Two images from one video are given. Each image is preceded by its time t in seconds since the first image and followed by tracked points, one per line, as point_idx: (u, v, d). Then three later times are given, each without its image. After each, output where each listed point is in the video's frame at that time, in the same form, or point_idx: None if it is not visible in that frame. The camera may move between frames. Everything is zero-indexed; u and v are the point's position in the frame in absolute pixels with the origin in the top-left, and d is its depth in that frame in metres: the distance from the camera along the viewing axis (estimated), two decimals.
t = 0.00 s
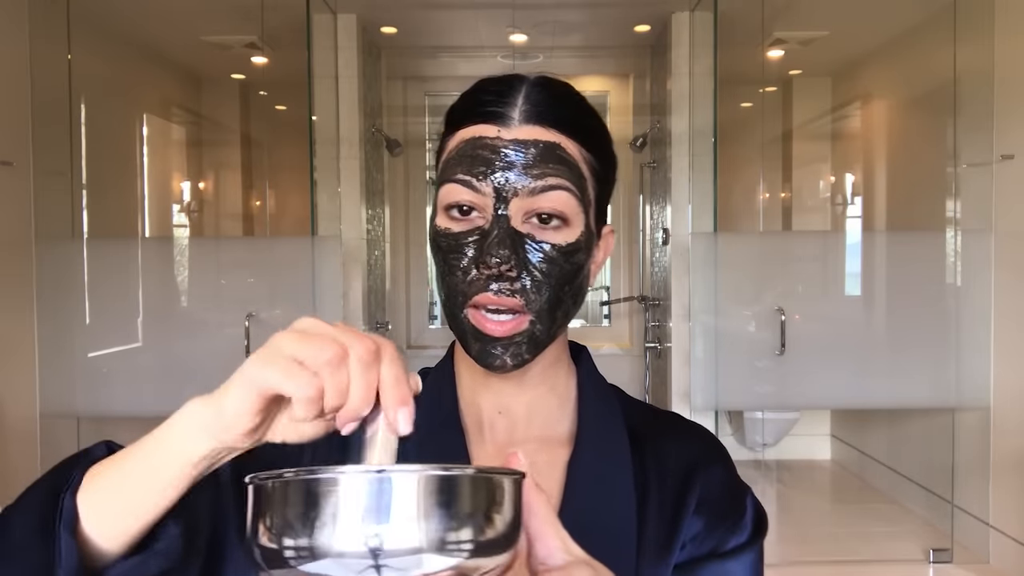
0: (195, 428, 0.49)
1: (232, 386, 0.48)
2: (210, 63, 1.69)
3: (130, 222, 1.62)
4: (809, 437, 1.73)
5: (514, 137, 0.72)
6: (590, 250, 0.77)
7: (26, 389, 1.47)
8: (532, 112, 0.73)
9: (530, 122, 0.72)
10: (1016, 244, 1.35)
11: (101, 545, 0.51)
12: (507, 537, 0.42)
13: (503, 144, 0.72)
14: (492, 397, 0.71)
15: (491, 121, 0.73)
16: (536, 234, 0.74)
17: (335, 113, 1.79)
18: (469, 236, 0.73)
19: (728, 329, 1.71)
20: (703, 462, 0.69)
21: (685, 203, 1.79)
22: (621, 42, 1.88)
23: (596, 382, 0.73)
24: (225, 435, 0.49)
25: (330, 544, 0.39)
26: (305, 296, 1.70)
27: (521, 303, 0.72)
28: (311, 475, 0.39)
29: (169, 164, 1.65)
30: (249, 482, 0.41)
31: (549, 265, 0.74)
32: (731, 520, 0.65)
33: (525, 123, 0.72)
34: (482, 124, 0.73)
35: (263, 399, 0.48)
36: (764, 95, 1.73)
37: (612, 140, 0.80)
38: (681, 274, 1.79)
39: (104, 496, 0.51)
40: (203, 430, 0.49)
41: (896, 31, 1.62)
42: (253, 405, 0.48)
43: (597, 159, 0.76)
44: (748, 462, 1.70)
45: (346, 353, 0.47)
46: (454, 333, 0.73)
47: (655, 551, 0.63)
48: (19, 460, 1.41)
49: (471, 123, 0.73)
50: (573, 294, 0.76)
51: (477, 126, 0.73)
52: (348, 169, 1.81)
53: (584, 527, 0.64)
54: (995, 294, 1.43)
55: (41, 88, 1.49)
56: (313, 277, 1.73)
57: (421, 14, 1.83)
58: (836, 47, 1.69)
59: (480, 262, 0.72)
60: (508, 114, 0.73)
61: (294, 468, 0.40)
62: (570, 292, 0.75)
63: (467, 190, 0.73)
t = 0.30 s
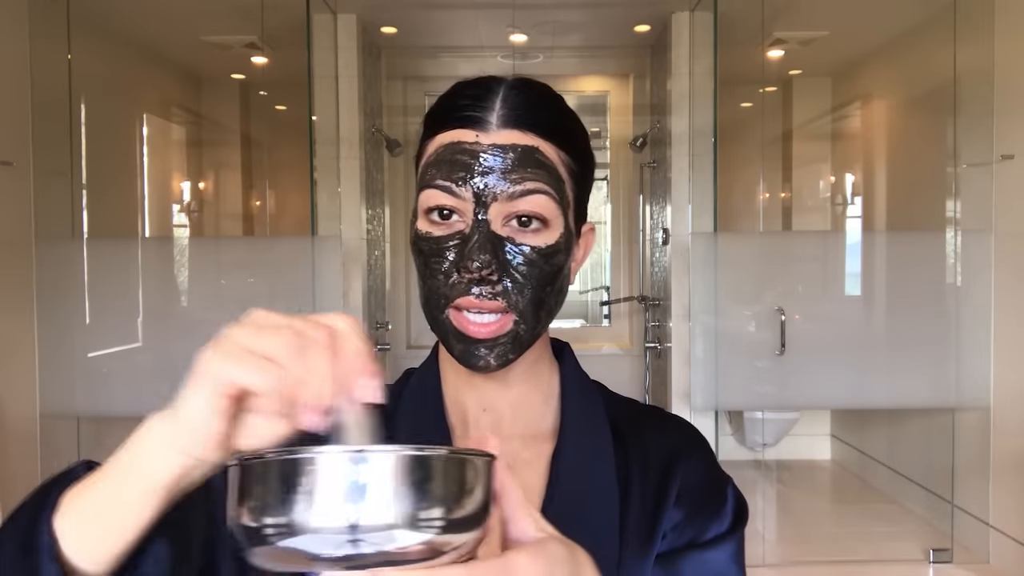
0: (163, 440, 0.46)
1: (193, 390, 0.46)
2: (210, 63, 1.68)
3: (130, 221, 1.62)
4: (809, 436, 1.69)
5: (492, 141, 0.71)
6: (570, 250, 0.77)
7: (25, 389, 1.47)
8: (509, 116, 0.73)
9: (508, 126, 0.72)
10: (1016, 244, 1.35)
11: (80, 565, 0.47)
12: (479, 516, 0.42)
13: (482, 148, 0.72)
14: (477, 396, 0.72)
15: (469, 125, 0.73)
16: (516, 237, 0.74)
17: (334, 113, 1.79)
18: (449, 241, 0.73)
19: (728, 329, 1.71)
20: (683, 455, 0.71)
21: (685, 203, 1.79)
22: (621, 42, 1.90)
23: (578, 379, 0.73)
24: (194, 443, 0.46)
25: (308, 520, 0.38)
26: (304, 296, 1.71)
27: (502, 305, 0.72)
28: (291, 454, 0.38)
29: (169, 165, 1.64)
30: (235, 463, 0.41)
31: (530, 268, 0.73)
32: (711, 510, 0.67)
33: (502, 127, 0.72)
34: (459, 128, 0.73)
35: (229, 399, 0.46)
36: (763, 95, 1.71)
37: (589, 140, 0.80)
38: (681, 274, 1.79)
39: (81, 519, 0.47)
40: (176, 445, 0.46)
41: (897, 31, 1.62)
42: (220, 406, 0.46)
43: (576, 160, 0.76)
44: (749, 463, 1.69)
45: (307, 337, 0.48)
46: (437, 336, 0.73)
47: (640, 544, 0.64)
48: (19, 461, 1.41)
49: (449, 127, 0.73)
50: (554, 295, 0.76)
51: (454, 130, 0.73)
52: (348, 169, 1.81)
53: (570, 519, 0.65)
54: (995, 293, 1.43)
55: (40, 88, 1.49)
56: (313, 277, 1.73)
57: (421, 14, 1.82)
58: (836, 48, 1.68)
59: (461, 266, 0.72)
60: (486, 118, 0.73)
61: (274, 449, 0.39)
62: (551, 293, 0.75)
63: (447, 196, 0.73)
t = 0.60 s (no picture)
0: (155, 442, 0.47)
1: (187, 389, 0.47)
2: (210, 63, 1.68)
3: (130, 221, 1.62)
4: (809, 436, 1.69)
5: (478, 141, 0.72)
6: (556, 250, 0.77)
7: (26, 389, 1.47)
8: (495, 116, 0.73)
9: (494, 126, 0.72)
10: (1015, 244, 1.36)
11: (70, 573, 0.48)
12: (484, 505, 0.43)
13: (469, 148, 0.72)
14: (463, 394, 0.72)
15: (455, 125, 0.73)
16: (502, 238, 0.73)
17: (334, 113, 1.79)
18: (436, 239, 0.73)
19: (728, 329, 1.71)
20: (669, 452, 0.73)
21: (685, 203, 1.79)
22: (621, 42, 1.90)
23: (565, 378, 0.74)
24: (187, 443, 0.48)
25: (314, 509, 0.39)
26: (304, 296, 1.71)
27: (488, 302, 0.72)
28: (292, 445, 0.40)
29: (169, 165, 1.64)
30: (235, 465, 0.41)
31: (516, 266, 0.73)
32: (697, 506, 0.69)
33: (489, 127, 0.73)
34: (446, 128, 0.73)
35: (226, 396, 0.48)
36: (763, 95, 1.71)
37: (575, 141, 0.81)
38: (681, 274, 1.78)
39: (73, 526, 0.48)
40: (169, 441, 0.47)
41: (896, 31, 1.62)
42: (216, 404, 0.48)
43: (561, 162, 0.76)
44: (750, 463, 1.69)
45: (300, 336, 0.50)
46: (424, 333, 0.73)
47: (627, 540, 0.65)
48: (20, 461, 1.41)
49: (436, 127, 0.73)
50: (540, 293, 0.76)
51: (441, 130, 0.73)
52: (348, 169, 1.81)
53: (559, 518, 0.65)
54: (994, 294, 1.44)
55: (40, 88, 1.50)
56: (313, 277, 1.73)
57: (422, 14, 1.82)
58: (836, 47, 1.68)
59: (448, 264, 0.72)
60: (472, 118, 0.73)
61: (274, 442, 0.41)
62: (537, 290, 0.75)
63: (434, 197, 0.72)
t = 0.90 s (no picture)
0: (140, 425, 0.47)
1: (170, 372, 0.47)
2: (210, 63, 1.68)
3: (130, 221, 1.62)
4: (809, 436, 1.70)
5: (467, 136, 0.72)
6: (544, 245, 0.77)
7: (26, 389, 1.47)
8: (484, 112, 0.73)
9: (483, 121, 0.72)
10: (1016, 244, 1.36)
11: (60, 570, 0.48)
12: (479, 486, 0.43)
13: (457, 143, 0.72)
14: (453, 392, 0.73)
15: (444, 121, 0.73)
16: (492, 232, 0.73)
17: (335, 113, 1.79)
18: (426, 234, 0.72)
19: (728, 329, 1.70)
20: (656, 447, 0.74)
21: (685, 203, 1.79)
22: (621, 42, 1.90)
23: (554, 375, 0.75)
24: (169, 427, 0.47)
25: (314, 488, 0.39)
26: (304, 296, 1.71)
27: (478, 296, 0.72)
28: (292, 426, 0.40)
29: (169, 164, 1.64)
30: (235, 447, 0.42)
31: (505, 260, 0.73)
32: (684, 500, 0.70)
33: (477, 123, 0.73)
34: (435, 124, 0.73)
35: (207, 381, 0.47)
36: (763, 95, 1.71)
37: (563, 140, 0.81)
38: (682, 274, 1.78)
39: (58, 522, 0.47)
40: (150, 425, 0.47)
41: (897, 31, 1.63)
42: (197, 388, 0.47)
43: (549, 159, 0.77)
44: (749, 463, 1.69)
45: (287, 324, 0.48)
46: (414, 328, 0.73)
47: (616, 533, 0.66)
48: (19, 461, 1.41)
49: (425, 124, 0.73)
50: (528, 288, 0.76)
51: (431, 126, 0.73)
52: (348, 169, 1.80)
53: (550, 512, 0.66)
54: (994, 293, 1.44)
55: (40, 87, 1.49)
56: (313, 277, 1.74)
57: (422, 14, 1.82)
58: (836, 48, 1.68)
59: (437, 258, 0.71)
60: (461, 114, 0.73)
61: (273, 424, 0.40)
62: (525, 285, 0.75)
63: (423, 191, 0.72)
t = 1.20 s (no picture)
0: (149, 419, 0.48)
1: (188, 366, 0.48)
2: (210, 63, 1.68)
3: (130, 221, 1.62)
4: (809, 435, 1.70)
5: (465, 136, 0.72)
6: (544, 244, 0.77)
7: (26, 389, 1.47)
8: (482, 112, 0.73)
9: (481, 122, 0.73)
10: (1016, 244, 1.36)
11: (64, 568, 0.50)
12: (479, 483, 0.42)
13: (455, 144, 0.72)
14: (453, 392, 0.72)
15: (443, 122, 0.73)
16: (491, 232, 0.73)
17: (334, 113, 1.79)
18: (425, 234, 0.72)
19: (728, 329, 1.69)
20: (657, 445, 0.73)
21: (685, 203, 1.79)
22: (621, 42, 1.90)
23: (554, 374, 0.75)
24: (181, 421, 0.48)
25: (318, 484, 0.39)
26: (304, 295, 1.71)
27: (477, 295, 0.72)
28: (298, 422, 0.40)
29: (169, 165, 1.64)
30: (243, 446, 0.43)
31: (504, 259, 0.73)
32: (685, 498, 0.70)
33: (475, 123, 0.73)
34: (434, 125, 0.73)
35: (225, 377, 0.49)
36: (763, 95, 1.70)
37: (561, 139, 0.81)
38: (681, 274, 1.78)
39: (64, 518, 0.49)
40: (162, 419, 0.48)
41: (896, 31, 1.63)
42: (214, 384, 0.48)
43: (548, 158, 0.77)
44: (749, 463, 1.69)
45: (308, 324, 0.50)
46: (414, 329, 0.72)
47: (619, 531, 0.66)
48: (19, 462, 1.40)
49: (424, 124, 0.74)
50: (527, 287, 0.76)
51: (429, 127, 0.74)
52: (348, 169, 1.80)
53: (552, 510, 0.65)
54: (995, 293, 1.44)
55: (40, 87, 1.49)
56: (313, 277, 1.73)
57: (422, 14, 1.82)
58: (836, 48, 1.68)
59: (437, 257, 0.71)
60: (459, 115, 0.73)
61: (279, 420, 0.41)
62: (524, 284, 0.75)
63: (422, 191, 0.72)
